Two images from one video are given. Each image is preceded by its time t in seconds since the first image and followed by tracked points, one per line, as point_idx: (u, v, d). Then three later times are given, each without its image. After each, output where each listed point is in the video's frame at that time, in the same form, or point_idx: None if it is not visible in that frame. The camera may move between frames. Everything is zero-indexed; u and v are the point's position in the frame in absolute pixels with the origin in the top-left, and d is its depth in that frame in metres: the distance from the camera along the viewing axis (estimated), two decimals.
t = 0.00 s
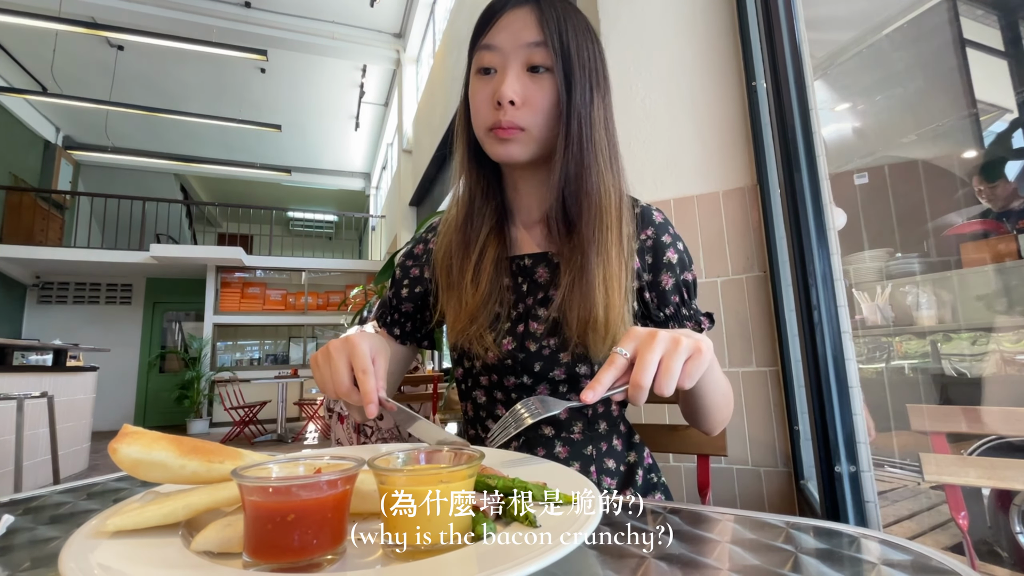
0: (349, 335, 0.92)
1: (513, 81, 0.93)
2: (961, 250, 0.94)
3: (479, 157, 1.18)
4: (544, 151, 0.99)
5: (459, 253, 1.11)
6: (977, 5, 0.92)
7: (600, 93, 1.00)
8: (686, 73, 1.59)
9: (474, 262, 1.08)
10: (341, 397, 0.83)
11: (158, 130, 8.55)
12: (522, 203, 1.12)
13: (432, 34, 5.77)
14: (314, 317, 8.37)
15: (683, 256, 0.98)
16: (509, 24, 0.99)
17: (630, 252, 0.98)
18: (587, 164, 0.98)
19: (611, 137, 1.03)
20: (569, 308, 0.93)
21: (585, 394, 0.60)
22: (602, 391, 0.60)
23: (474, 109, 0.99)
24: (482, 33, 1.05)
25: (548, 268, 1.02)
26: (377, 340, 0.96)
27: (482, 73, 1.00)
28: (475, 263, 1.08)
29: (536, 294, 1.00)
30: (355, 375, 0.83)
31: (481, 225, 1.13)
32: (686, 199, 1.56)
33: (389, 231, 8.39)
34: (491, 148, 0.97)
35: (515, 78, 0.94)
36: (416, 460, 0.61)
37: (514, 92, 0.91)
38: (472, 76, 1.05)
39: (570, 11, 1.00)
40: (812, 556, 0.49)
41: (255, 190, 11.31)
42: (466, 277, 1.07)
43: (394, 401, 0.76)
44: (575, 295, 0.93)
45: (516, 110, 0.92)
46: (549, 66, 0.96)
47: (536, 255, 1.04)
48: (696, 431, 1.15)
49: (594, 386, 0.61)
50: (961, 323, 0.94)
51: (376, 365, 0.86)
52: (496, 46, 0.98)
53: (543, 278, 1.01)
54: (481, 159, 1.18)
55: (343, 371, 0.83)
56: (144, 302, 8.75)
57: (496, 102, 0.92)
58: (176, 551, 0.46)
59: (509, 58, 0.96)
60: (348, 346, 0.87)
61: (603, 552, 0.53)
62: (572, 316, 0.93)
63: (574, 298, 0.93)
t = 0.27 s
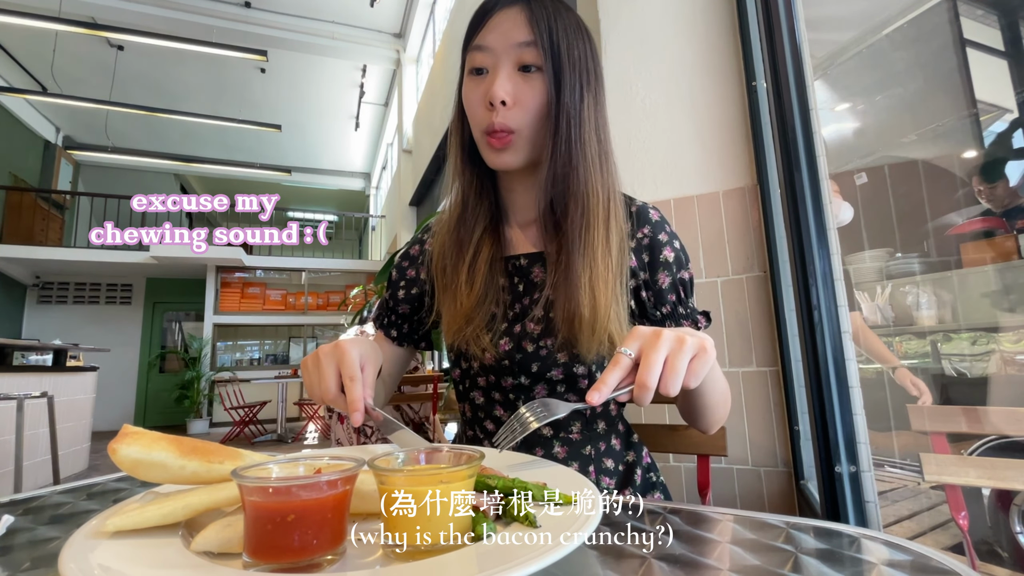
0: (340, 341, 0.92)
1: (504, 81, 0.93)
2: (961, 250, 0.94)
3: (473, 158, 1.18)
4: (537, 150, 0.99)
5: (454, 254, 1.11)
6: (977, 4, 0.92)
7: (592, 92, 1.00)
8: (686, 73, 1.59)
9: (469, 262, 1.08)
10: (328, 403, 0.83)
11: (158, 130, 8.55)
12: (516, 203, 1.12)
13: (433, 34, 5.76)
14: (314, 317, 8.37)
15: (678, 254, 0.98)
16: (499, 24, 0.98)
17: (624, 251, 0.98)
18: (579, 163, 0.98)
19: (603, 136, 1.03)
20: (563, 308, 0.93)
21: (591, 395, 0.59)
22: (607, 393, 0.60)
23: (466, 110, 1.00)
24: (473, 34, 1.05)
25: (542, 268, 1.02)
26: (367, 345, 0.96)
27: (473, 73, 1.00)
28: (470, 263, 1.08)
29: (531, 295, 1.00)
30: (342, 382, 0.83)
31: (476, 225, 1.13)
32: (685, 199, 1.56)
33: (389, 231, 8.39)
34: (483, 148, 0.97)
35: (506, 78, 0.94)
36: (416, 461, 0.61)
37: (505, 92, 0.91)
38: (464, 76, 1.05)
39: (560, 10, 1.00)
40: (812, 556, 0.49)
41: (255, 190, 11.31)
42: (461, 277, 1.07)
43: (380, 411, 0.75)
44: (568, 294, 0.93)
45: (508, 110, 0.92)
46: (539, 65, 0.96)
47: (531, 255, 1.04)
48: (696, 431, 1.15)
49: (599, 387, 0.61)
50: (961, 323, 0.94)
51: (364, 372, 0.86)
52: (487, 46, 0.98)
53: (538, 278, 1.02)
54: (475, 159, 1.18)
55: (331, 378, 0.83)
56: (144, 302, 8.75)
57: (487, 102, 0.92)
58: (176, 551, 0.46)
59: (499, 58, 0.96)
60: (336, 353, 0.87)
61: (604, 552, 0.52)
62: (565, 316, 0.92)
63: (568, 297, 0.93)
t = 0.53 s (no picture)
0: (340, 337, 0.92)
1: (503, 82, 0.93)
2: (961, 250, 0.94)
3: (472, 158, 1.18)
4: (536, 149, 0.99)
5: (454, 254, 1.11)
6: (977, 4, 0.92)
7: (591, 91, 1.01)
8: (686, 73, 1.59)
9: (468, 262, 1.08)
10: (323, 399, 0.83)
11: (158, 130, 8.55)
12: (516, 203, 1.13)
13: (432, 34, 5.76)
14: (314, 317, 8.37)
15: (678, 252, 0.98)
16: (497, 24, 0.99)
17: (624, 250, 0.98)
18: (578, 163, 0.98)
19: (602, 135, 1.03)
20: (564, 308, 0.93)
21: (595, 399, 0.59)
22: (610, 397, 0.60)
23: (465, 110, 1.00)
24: (472, 34, 1.05)
25: (543, 267, 1.02)
26: (365, 343, 0.96)
27: (472, 74, 1.00)
28: (470, 263, 1.08)
29: (531, 294, 1.00)
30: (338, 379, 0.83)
31: (476, 225, 1.13)
32: (685, 199, 1.56)
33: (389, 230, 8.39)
34: (483, 148, 0.97)
35: (505, 78, 0.94)
36: (416, 461, 0.61)
37: (504, 92, 0.92)
38: (463, 76, 1.05)
39: (558, 10, 1.00)
40: (812, 557, 0.49)
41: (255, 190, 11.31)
42: (461, 277, 1.07)
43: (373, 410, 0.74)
44: (568, 293, 0.93)
45: (507, 110, 0.92)
46: (538, 65, 0.96)
47: (531, 255, 1.04)
48: (696, 431, 1.15)
49: (602, 391, 0.61)
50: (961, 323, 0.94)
51: (361, 370, 0.85)
52: (486, 47, 0.98)
53: (538, 278, 1.02)
54: (475, 160, 1.18)
55: (327, 375, 0.83)
56: (144, 302, 8.75)
57: (486, 103, 0.92)
58: (175, 550, 0.46)
59: (498, 59, 0.96)
60: (334, 349, 0.87)
61: (604, 552, 0.52)
62: (567, 315, 0.92)
63: (568, 297, 0.93)
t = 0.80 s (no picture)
0: (347, 333, 0.92)
1: (505, 81, 0.93)
2: (961, 250, 0.94)
3: (473, 158, 1.18)
4: (538, 149, 0.99)
5: (455, 254, 1.10)
6: (977, 4, 0.92)
7: (592, 91, 1.00)
8: (687, 73, 1.59)
9: (469, 262, 1.08)
10: (331, 396, 0.83)
11: (158, 130, 8.55)
12: (517, 203, 1.12)
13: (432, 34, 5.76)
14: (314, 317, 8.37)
15: (679, 253, 0.98)
16: (499, 24, 0.99)
17: (626, 250, 0.98)
18: (580, 163, 0.98)
19: (604, 135, 1.03)
20: (565, 308, 0.93)
21: (595, 402, 0.60)
22: (612, 400, 0.60)
23: (467, 110, 0.99)
24: (474, 34, 1.05)
25: (544, 268, 1.02)
26: (373, 339, 0.96)
27: (474, 74, 1.00)
28: (471, 264, 1.08)
29: (532, 294, 1.00)
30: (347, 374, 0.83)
31: (477, 225, 1.13)
32: (685, 199, 1.56)
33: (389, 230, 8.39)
34: (485, 148, 0.97)
35: (508, 78, 0.94)
36: (416, 460, 0.61)
37: (506, 92, 0.91)
38: (465, 76, 1.05)
39: (560, 9, 1.00)
40: (812, 556, 0.49)
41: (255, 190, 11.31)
42: (462, 277, 1.07)
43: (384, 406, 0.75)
44: (569, 293, 0.94)
45: (509, 110, 0.92)
46: (540, 65, 0.96)
47: (532, 255, 1.04)
48: (696, 431, 1.15)
49: (604, 394, 0.61)
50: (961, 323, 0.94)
51: (370, 366, 0.86)
52: (488, 47, 0.98)
53: (539, 278, 1.02)
54: (476, 160, 1.18)
55: (336, 370, 0.83)
56: (144, 302, 8.75)
57: (489, 102, 0.92)
58: (176, 550, 0.46)
59: (500, 59, 0.96)
60: (343, 345, 0.87)
61: (604, 552, 0.52)
62: (568, 316, 0.92)
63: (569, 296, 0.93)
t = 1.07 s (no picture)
0: (348, 333, 0.92)
1: (506, 82, 0.93)
2: (959, 251, 0.94)
3: (474, 158, 1.18)
4: (539, 149, 0.99)
5: (455, 254, 1.11)
6: (977, 4, 0.92)
7: (593, 92, 1.00)
8: (687, 73, 1.59)
9: (470, 262, 1.08)
10: (331, 397, 0.83)
11: (158, 130, 8.55)
12: (518, 203, 1.12)
13: (432, 34, 5.76)
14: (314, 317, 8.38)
15: (680, 254, 0.98)
16: (500, 25, 0.99)
17: (626, 250, 0.99)
18: (580, 164, 0.98)
19: (605, 136, 1.03)
20: (565, 308, 0.93)
21: (594, 409, 0.60)
22: (610, 406, 0.61)
23: (468, 110, 1.00)
24: (475, 34, 1.05)
25: (544, 268, 1.02)
26: (375, 339, 0.96)
27: (475, 75, 1.00)
28: (472, 264, 1.08)
29: (533, 295, 1.01)
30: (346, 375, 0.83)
31: (478, 225, 1.13)
32: (686, 199, 1.56)
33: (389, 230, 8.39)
34: (486, 149, 0.97)
35: (508, 79, 0.94)
36: (416, 460, 0.61)
37: (507, 92, 0.91)
38: (466, 77, 1.05)
39: (562, 10, 1.00)
40: (812, 556, 0.49)
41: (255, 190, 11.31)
42: (463, 276, 1.07)
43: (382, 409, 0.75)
44: (569, 293, 0.94)
45: (510, 111, 0.92)
46: (541, 66, 0.96)
47: (532, 256, 1.04)
48: (696, 431, 1.16)
49: (602, 400, 0.61)
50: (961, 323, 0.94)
51: (370, 366, 0.85)
52: (489, 48, 0.98)
53: (540, 278, 1.02)
54: (477, 160, 1.18)
55: (336, 371, 0.83)
56: (144, 302, 8.75)
57: (490, 102, 0.92)
58: (176, 550, 0.46)
59: (501, 60, 0.96)
60: (343, 346, 0.87)
61: (603, 552, 0.52)
62: (568, 316, 0.92)
63: (569, 296, 0.93)
